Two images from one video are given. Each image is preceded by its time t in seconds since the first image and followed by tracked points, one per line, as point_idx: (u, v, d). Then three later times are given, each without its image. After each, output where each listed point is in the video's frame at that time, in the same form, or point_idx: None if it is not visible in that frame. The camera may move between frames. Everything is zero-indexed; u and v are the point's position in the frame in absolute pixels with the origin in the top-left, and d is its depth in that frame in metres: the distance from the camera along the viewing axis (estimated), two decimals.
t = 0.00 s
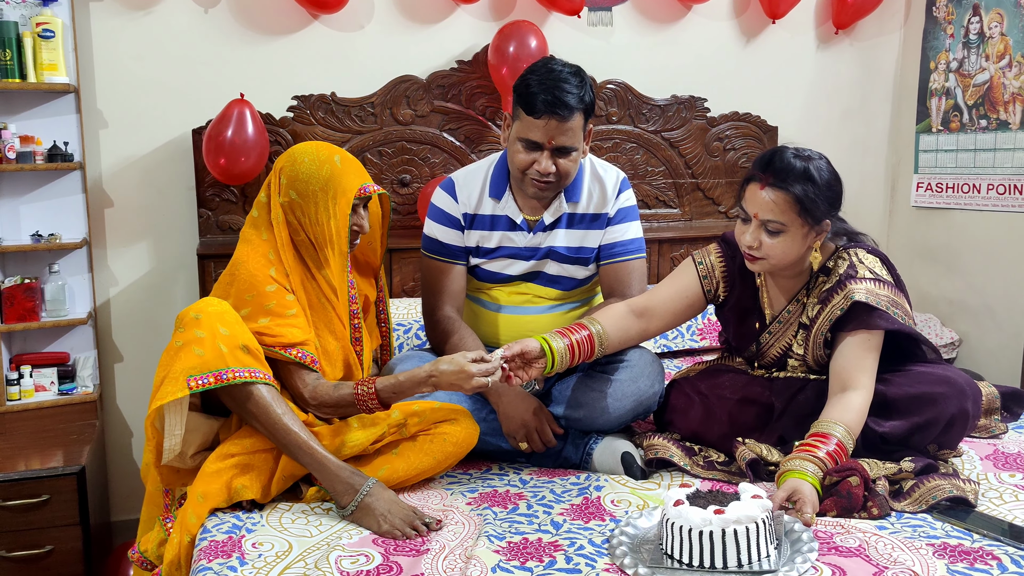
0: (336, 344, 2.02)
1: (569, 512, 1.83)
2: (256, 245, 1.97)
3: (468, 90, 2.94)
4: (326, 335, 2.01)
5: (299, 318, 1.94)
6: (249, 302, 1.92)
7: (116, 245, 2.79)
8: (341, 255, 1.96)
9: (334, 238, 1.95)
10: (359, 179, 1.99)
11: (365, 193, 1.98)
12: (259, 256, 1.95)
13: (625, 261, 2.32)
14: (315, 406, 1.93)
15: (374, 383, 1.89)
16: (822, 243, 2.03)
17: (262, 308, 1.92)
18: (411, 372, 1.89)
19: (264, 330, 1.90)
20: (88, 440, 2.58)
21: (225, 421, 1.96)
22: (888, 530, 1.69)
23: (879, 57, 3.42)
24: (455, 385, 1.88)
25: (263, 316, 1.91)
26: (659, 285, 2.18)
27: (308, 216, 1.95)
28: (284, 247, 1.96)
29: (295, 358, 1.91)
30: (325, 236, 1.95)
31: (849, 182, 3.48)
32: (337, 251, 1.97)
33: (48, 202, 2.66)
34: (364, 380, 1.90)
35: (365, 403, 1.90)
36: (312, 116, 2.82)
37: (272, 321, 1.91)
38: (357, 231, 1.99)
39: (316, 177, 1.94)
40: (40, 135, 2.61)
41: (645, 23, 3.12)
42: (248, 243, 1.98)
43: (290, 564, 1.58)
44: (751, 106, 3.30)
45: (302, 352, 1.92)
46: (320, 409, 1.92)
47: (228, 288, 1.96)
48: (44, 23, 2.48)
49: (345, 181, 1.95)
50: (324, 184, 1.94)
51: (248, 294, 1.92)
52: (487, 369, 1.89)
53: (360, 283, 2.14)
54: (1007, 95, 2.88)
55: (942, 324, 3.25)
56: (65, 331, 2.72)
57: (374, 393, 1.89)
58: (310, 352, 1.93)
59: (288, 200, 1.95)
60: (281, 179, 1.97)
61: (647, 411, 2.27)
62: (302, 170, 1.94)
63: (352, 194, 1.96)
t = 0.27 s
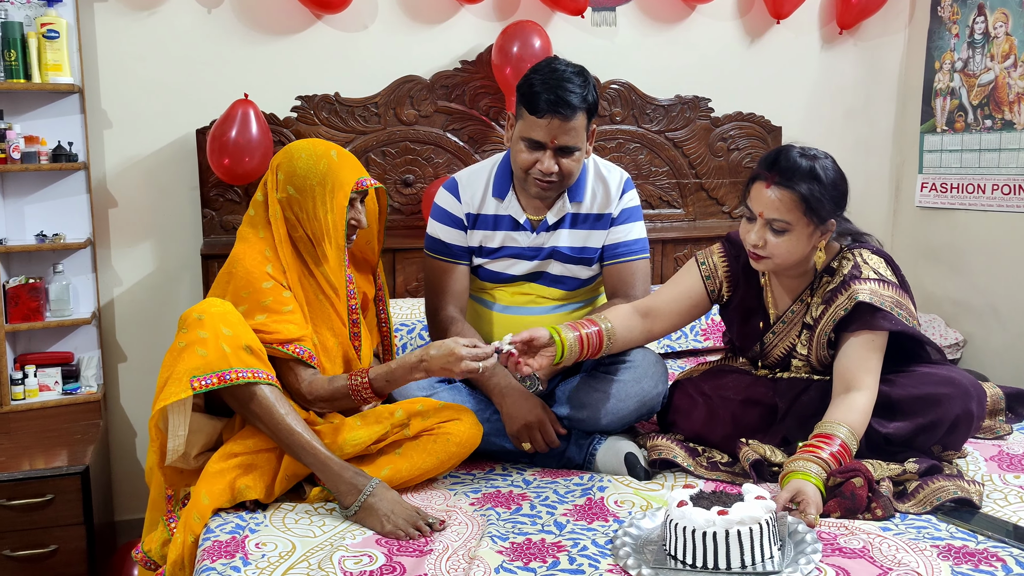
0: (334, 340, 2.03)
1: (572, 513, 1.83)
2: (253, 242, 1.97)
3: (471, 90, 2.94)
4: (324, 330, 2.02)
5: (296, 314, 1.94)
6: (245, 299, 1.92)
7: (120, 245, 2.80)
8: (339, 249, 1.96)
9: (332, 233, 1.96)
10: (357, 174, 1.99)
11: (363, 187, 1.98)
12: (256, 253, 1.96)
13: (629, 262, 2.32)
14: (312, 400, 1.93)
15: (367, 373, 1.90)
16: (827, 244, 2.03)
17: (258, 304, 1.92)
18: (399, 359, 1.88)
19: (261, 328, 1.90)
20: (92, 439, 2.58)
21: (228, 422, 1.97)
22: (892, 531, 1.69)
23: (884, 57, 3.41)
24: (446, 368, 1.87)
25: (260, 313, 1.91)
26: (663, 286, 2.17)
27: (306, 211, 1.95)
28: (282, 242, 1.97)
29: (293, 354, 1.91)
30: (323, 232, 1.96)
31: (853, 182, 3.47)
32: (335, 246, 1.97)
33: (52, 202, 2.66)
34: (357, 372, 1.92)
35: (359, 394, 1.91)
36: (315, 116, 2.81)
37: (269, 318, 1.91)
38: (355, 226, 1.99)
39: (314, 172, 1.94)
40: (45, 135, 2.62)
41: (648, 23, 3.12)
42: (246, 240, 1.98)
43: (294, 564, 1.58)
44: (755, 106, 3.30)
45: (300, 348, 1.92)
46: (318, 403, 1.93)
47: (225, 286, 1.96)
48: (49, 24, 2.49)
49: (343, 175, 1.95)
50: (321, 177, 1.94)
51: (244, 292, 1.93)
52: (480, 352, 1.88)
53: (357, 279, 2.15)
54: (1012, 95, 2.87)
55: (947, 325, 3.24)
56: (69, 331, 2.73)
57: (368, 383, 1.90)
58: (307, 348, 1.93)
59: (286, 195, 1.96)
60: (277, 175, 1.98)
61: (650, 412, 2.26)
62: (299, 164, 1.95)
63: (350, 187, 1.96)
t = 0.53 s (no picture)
0: (337, 326, 2.04)
1: (577, 514, 1.83)
2: (250, 237, 2.00)
3: (476, 90, 2.94)
4: (325, 315, 2.04)
5: (297, 300, 1.95)
6: (246, 291, 1.93)
7: (126, 245, 2.80)
8: (338, 236, 1.99)
9: (330, 221, 1.99)
10: (349, 160, 2.04)
11: (358, 168, 2.05)
12: (253, 246, 1.98)
13: (634, 262, 2.32)
14: (319, 379, 1.92)
15: (371, 339, 1.90)
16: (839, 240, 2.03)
17: (258, 294, 1.92)
18: (404, 320, 1.91)
19: (263, 315, 1.90)
20: (98, 439, 2.59)
21: (232, 422, 1.97)
22: (898, 532, 1.68)
23: (890, 57, 3.40)
24: (450, 321, 1.88)
25: (261, 298, 1.92)
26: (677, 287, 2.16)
27: (305, 201, 1.98)
28: (281, 233, 1.99)
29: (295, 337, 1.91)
30: (321, 219, 1.99)
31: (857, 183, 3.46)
32: (334, 235, 2.00)
33: (58, 202, 2.67)
34: (361, 342, 1.92)
35: (367, 361, 1.90)
36: (320, 116, 2.82)
37: (271, 306, 1.91)
38: (354, 211, 2.05)
39: (309, 159, 1.98)
40: (51, 136, 2.62)
41: (653, 23, 3.12)
42: (242, 237, 2.01)
43: (299, 564, 1.58)
44: (760, 106, 3.29)
45: (303, 331, 1.92)
46: (326, 381, 1.92)
47: (227, 280, 1.98)
48: (55, 24, 2.49)
49: (337, 161, 2.00)
50: (317, 165, 1.98)
51: (242, 283, 1.94)
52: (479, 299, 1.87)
53: (356, 272, 2.15)
54: (1018, 95, 2.86)
55: (952, 325, 3.23)
56: (74, 331, 2.74)
57: (373, 349, 1.89)
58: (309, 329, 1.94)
59: (282, 188, 1.98)
60: (271, 169, 2.00)
61: (655, 413, 2.27)
62: (291, 155, 1.98)
63: (346, 171, 2.01)
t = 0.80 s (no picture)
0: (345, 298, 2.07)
1: (581, 513, 1.83)
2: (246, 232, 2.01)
3: (480, 90, 2.94)
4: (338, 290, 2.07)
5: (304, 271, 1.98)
6: (255, 268, 1.95)
7: (130, 245, 2.80)
8: (342, 219, 2.06)
9: (332, 206, 2.04)
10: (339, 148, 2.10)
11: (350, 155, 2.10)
12: (256, 233, 1.99)
13: (637, 261, 2.33)
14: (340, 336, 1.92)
15: (392, 290, 1.90)
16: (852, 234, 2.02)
17: (265, 269, 1.95)
18: (420, 267, 1.90)
19: (272, 286, 1.92)
20: (102, 439, 2.59)
21: (238, 420, 1.98)
22: (902, 532, 1.68)
23: (894, 56, 3.39)
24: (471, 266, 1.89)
25: (269, 266, 1.95)
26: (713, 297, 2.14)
27: (307, 188, 2.02)
28: (283, 221, 2.02)
29: (303, 305, 1.92)
30: (321, 204, 2.03)
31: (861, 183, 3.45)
32: (336, 219, 2.05)
33: (62, 202, 2.68)
34: (380, 295, 1.91)
35: (393, 313, 1.90)
36: (324, 116, 2.82)
37: (280, 273, 1.94)
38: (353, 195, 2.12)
39: (303, 148, 2.03)
40: (55, 136, 2.63)
41: (657, 23, 3.11)
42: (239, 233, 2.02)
43: (303, 563, 1.58)
44: (764, 106, 3.29)
45: (315, 296, 1.93)
46: (347, 334, 1.91)
47: (231, 268, 2.01)
48: (60, 25, 2.50)
49: (331, 148, 2.05)
50: (313, 153, 2.03)
51: (248, 261, 1.97)
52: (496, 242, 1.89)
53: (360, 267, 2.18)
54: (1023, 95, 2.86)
55: (956, 325, 3.22)
56: (78, 330, 2.74)
57: (397, 299, 1.89)
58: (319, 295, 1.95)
59: (278, 178, 2.01)
60: (265, 163, 2.03)
61: (659, 413, 2.27)
62: (283, 146, 2.03)
63: (341, 157, 2.06)
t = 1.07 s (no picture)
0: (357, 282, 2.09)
1: (585, 514, 1.83)
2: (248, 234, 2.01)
3: (484, 91, 2.94)
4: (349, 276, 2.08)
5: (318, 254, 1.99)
6: (267, 253, 1.96)
7: (135, 246, 2.81)
8: (345, 214, 2.06)
9: (336, 201, 2.05)
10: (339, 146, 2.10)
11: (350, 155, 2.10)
12: (264, 226, 2.00)
13: (637, 261, 2.34)
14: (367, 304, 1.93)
15: (419, 259, 1.96)
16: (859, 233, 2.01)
17: (280, 254, 1.95)
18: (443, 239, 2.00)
19: (289, 269, 1.93)
20: (107, 439, 2.60)
21: (244, 420, 1.98)
22: (907, 534, 1.67)
23: (899, 57, 3.38)
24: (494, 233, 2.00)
25: (283, 249, 1.95)
26: (728, 315, 2.12)
27: (310, 184, 2.02)
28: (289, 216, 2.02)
29: (321, 283, 1.92)
30: (325, 198, 2.04)
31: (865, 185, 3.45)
32: (341, 214, 2.06)
33: (67, 203, 2.68)
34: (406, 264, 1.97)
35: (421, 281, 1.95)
36: (329, 117, 2.82)
37: (294, 250, 1.95)
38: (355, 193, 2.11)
39: (302, 146, 2.03)
40: (61, 137, 2.64)
41: (661, 24, 3.11)
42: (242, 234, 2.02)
43: (308, 564, 1.58)
44: (768, 107, 3.29)
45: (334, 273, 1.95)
46: (375, 301, 1.94)
47: (241, 261, 1.99)
48: (65, 26, 2.50)
49: (332, 145, 2.06)
50: (314, 150, 2.03)
51: (261, 248, 1.96)
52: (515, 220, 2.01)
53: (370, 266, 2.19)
54: None
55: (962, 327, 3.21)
56: (84, 331, 2.75)
57: (423, 263, 1.96)
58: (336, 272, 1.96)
59: (281, 177, 2.02)
60: (266, 162, 2.03)
61: (663, 414, 2.27)
62: (283, 144, 2.03)
63: (342, 152, 2.07)
